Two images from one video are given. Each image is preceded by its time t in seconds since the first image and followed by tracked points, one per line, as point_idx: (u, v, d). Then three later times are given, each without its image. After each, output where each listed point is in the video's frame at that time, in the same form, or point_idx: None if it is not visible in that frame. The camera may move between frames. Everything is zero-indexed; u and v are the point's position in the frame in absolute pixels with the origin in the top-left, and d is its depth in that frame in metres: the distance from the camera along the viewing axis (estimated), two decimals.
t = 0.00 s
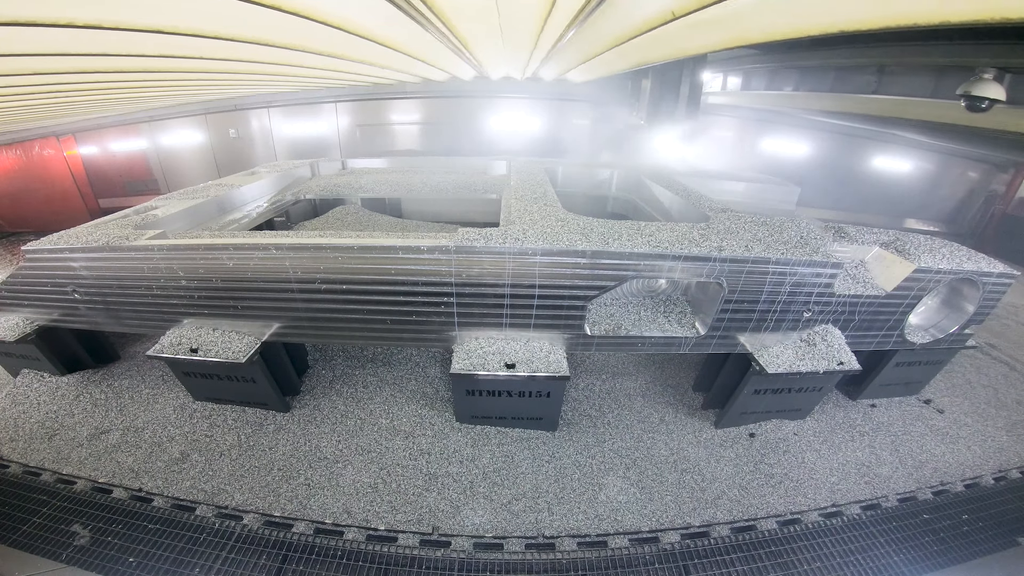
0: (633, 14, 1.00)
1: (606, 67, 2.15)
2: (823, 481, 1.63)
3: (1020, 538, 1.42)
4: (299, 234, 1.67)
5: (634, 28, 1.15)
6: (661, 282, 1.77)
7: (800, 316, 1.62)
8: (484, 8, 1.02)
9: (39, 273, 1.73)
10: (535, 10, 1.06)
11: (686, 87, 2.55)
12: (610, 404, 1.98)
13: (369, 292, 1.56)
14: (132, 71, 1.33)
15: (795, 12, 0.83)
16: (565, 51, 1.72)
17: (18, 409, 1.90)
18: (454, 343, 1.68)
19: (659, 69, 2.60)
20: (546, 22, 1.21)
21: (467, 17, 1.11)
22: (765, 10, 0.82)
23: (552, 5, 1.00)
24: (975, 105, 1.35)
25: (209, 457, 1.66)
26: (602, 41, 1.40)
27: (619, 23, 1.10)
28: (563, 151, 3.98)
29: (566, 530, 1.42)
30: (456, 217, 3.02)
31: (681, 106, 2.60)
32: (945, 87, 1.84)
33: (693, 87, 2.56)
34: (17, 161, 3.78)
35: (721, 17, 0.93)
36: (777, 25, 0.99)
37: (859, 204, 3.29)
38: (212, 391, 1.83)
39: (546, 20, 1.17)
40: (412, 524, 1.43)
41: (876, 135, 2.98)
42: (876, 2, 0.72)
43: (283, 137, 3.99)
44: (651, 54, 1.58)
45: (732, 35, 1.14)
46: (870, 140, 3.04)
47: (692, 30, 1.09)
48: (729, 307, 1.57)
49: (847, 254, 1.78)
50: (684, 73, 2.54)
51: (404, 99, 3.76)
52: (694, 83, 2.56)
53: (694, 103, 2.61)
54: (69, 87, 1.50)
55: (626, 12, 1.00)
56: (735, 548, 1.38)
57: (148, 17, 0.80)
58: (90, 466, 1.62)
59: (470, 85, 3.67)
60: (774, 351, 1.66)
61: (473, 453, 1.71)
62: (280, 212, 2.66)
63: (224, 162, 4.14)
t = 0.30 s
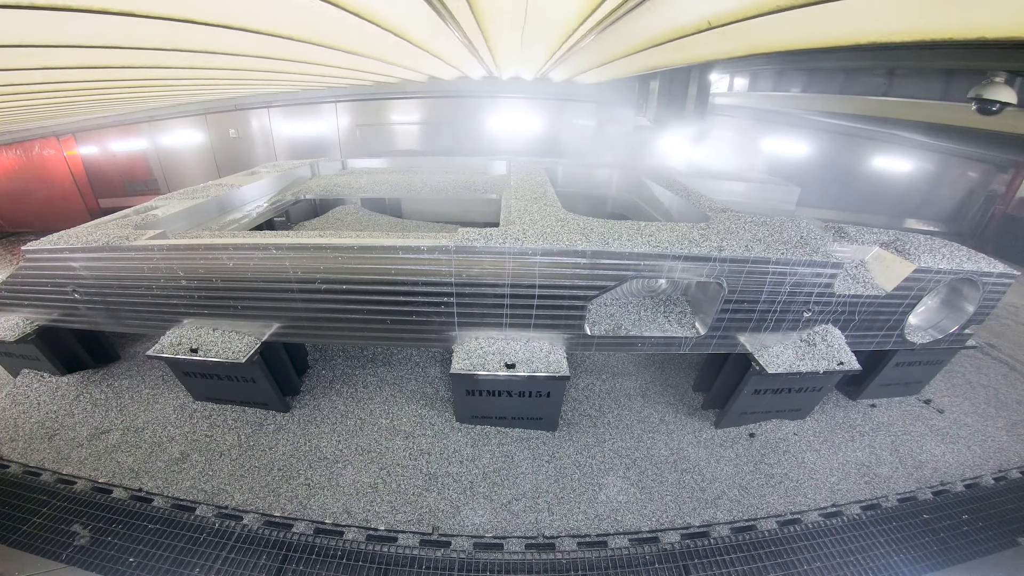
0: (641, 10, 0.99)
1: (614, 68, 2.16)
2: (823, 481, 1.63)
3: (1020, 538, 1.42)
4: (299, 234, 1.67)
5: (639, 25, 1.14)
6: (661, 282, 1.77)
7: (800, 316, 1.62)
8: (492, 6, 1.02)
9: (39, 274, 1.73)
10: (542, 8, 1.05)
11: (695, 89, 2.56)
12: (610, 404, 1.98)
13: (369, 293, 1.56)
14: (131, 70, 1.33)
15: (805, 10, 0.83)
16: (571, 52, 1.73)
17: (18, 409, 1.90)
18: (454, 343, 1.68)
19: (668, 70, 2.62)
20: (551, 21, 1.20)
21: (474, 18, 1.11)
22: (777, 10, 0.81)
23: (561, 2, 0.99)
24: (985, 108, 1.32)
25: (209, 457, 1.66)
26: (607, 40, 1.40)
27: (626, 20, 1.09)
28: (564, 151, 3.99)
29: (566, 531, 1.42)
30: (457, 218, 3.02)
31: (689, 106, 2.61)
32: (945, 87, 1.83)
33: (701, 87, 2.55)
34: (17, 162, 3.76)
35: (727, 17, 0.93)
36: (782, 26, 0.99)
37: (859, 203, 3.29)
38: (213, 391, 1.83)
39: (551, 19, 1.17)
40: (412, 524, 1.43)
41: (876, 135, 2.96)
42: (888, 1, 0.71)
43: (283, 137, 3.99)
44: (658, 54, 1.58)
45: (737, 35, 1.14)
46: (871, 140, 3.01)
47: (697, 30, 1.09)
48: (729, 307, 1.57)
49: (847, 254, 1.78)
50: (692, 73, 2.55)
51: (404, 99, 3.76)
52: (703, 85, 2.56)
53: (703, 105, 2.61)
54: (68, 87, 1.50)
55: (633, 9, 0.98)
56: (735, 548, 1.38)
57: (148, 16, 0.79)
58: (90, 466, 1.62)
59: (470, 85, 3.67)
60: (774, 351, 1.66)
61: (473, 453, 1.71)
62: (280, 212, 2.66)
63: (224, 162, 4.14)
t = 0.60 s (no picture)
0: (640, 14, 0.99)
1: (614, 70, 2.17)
2: (823, 481, 1.63)
3: (1020, 538, 1.42)
4: (299, 234, 1.67)
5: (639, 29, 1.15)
6: (661, 282, 1.78)
7: (800, 316, 1.62)
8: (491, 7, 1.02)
9: (39, 274, 1.73)
10: (542, 10, 1.06)
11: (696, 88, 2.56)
12: (610, 404, 1.98)
13: (370, 293, 1.56)
14: (131, 70, 1.32)
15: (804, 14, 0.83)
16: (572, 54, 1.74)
17: (18, 409, 1.90)
18: (454, 343, 1.68)
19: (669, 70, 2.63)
20: (552, 24, 1.21)
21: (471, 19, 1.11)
22: (774, 14, 0.82)
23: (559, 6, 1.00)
24: (987, 108, 1.32)
25: (209, 457, 1.66)
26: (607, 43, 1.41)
27: (624, 24, 1.10)
28: (565, 151, 3.99)
29: (566, 531, 1.42)
30: (456, 218, 3.02)
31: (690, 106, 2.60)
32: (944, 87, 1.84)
33: (702, 87, 2.56)
34: (17, 162, 3.74)
35: (727, 21, 0.93)
36: (783, 29, 0.99)
37: (860, 203, 3.30)
38: (213, 391, 1.84)
39: (552, 21, 1.17)
40: (412, 524, 1.43)
41: (875, 135, 2.99)
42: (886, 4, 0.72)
43: (283, 137, 3.99)
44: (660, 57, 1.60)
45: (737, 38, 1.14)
46: (871, 140, 3.04)
47: (696, 33, 1.09)
48: (729, 307, 1.57)
49: (847, 254, 1.78)
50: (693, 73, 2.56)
51: (404, 99, 3.76)
52: (705, 85, 2.56)
53: (705, 104, 2.61)
54: (68, 87, 1.50)
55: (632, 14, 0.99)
56: (735, 548, 1.38)
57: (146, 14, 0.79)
58: (90, 466, 1.62)
59: (470, 84, 3.67)
60: (774, 351, 1.66)
61: (473, 453, 1.72)
62: (280, 212, 2.66)
63: (224, 162, 4.14)
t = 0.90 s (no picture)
0: (640, 15, 1.00)
1: (615, 70, 2.17)
2: (823, 481, 1.63)
3: (1020, 538, 1.42)
4: (299, 234, 1.67)
5: (638, 28, 1.15)
6: (661, 282, 1.78)
7: (800, 316, 1.62)
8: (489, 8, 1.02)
9: (39, 274, 1.73)
10: (541, 10, 1.06)
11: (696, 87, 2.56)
12: (610, 404, 1.98)
13: (369, 293, 1.56)
14: (130, 70, 1.33)
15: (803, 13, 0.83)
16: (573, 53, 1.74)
17: (18, 409, 1.90)
18: (454, 343, 1.68)
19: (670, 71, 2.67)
20: (550, 24, 1.21)
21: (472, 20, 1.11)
22: (773, 13, 0.82)
23: (559, 6, 1.00)
24: (987, 108, 1.32)
25: (209, 457, 1.66)
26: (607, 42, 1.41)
27: (623, 24, 1.10)
28: (565, 151, 3.99)
29: (567, 531, 1.42)
30: (456, 218, 3.02)
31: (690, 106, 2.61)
32: (944, 88, 1.84)
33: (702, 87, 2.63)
34: (17, 161, 3.76)
35: (724, 21, 0.94)
36: (781, 29, 0.99)
37: (860, 203, 3.31)
38: (213, 391, 1.84)
39: (552, 21, 1.18)
40: (412, 524, 1.43)
41: (875, 135, 2.99)
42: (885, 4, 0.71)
43: (282, 137, 3.99)
44: (660, 57, 1.61)
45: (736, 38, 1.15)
46: (870, 140, 3.04)
47: (695, 33, 1.09)
48: (729, 307, 1.57)
49: (847, 254, 1.78)
50: (694, 74, 2.61)
51: (404, 99, 3.76)
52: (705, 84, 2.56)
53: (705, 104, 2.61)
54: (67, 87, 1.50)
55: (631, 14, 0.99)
56: (735, 548, 1.38)
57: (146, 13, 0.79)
58: (90, 466, 1.62)
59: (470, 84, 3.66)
60: (774, 351, 1.66)
61: (473, 453, 1.72)
62: (280, 212, 2.66)
63: (224, 162, 4.14)
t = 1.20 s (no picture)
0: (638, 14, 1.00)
1: (615, 70, 2.17)
2: (823, 481, 1.63)
3: (1020, 538, 1.42)
4: (299, 234, 1.67)
5: (638, 28, 1.15)
6: (661, 282, 1.79)
7: (800, 316, 1.62)
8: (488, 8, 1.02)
9: (40, 274, 1.73)
10: (541, 10, 1.06)
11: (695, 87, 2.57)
12: (610, 404, 1.98)
13: (370, 293, 1.56)
14: (129, 70, 1.33)
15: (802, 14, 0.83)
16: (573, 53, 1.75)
17: (18, 409, 1.90)
18: (454, 343, 1.68)
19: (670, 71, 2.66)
20: (549, 24, 1.21)
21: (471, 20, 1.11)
22: (772, 13, 0.82)
23: (558, 6, 1.00)
24: (987, 108, 1.32)
25: (209, 457, 1.66)
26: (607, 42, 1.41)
27: (622, 24, 1.10)
28: (565, 151, 3.99)
29: (567, 531, 1.42)
30: (456, 218, 3.02)
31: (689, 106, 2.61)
32: (944, 88, 1.83)
33: (702, 88, 2.61)
34: (17, 162, 3.73)
35: (723, 20, 0.94)
36: (781, 29, 0.99)
37: (860, 203, 3.32)
38: (213, 391, 1.84)
39: (551, 22, 1.18)
40: (412, 524, 1.43)
41: (876, 135, 3.01)
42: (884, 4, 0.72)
43: (283, 137, 3.99)
44: (660, 57, 1.61)
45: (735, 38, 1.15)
46: (871, 140, 3.06)
47: (694, 33, 1.09)
48: (729, 307, 1.57)
49: (847, 254, 1.78)
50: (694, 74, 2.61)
51: (404, 99, 3.76)
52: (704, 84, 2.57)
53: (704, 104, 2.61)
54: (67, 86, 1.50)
55: (630, 14, 0.99)
56: (735, 548, 1.38)
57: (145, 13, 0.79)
58: (90, 466, 1.62)
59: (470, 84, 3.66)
60: (774, 351, 1.66)
61: (473, 453, 1.72)
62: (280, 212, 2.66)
63: (224, 162, 4.14)
